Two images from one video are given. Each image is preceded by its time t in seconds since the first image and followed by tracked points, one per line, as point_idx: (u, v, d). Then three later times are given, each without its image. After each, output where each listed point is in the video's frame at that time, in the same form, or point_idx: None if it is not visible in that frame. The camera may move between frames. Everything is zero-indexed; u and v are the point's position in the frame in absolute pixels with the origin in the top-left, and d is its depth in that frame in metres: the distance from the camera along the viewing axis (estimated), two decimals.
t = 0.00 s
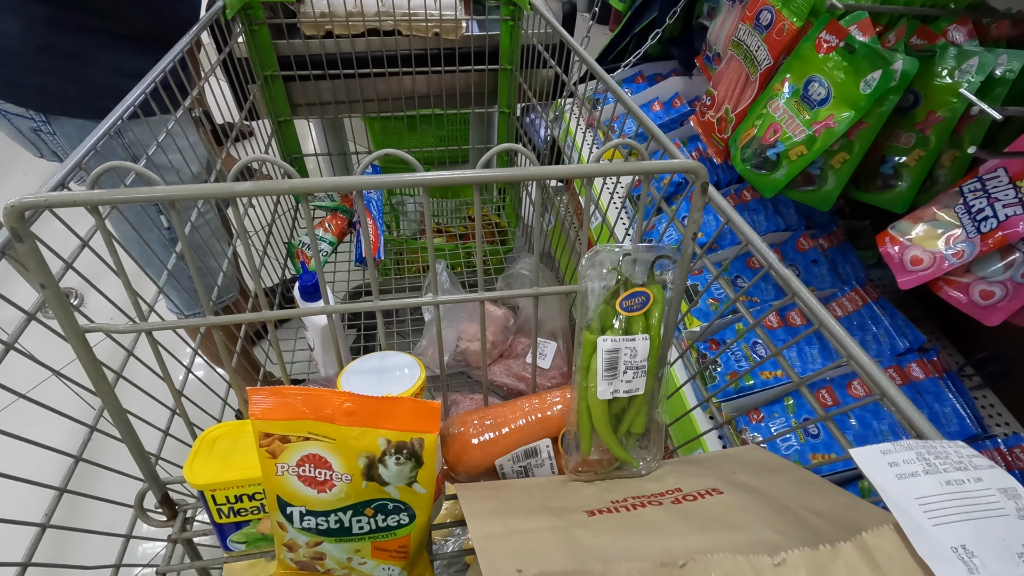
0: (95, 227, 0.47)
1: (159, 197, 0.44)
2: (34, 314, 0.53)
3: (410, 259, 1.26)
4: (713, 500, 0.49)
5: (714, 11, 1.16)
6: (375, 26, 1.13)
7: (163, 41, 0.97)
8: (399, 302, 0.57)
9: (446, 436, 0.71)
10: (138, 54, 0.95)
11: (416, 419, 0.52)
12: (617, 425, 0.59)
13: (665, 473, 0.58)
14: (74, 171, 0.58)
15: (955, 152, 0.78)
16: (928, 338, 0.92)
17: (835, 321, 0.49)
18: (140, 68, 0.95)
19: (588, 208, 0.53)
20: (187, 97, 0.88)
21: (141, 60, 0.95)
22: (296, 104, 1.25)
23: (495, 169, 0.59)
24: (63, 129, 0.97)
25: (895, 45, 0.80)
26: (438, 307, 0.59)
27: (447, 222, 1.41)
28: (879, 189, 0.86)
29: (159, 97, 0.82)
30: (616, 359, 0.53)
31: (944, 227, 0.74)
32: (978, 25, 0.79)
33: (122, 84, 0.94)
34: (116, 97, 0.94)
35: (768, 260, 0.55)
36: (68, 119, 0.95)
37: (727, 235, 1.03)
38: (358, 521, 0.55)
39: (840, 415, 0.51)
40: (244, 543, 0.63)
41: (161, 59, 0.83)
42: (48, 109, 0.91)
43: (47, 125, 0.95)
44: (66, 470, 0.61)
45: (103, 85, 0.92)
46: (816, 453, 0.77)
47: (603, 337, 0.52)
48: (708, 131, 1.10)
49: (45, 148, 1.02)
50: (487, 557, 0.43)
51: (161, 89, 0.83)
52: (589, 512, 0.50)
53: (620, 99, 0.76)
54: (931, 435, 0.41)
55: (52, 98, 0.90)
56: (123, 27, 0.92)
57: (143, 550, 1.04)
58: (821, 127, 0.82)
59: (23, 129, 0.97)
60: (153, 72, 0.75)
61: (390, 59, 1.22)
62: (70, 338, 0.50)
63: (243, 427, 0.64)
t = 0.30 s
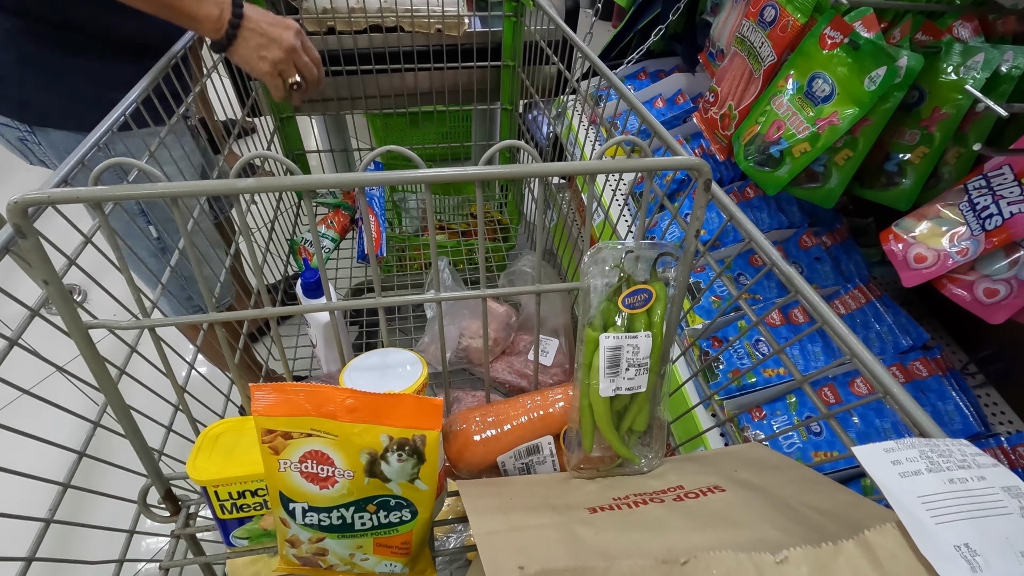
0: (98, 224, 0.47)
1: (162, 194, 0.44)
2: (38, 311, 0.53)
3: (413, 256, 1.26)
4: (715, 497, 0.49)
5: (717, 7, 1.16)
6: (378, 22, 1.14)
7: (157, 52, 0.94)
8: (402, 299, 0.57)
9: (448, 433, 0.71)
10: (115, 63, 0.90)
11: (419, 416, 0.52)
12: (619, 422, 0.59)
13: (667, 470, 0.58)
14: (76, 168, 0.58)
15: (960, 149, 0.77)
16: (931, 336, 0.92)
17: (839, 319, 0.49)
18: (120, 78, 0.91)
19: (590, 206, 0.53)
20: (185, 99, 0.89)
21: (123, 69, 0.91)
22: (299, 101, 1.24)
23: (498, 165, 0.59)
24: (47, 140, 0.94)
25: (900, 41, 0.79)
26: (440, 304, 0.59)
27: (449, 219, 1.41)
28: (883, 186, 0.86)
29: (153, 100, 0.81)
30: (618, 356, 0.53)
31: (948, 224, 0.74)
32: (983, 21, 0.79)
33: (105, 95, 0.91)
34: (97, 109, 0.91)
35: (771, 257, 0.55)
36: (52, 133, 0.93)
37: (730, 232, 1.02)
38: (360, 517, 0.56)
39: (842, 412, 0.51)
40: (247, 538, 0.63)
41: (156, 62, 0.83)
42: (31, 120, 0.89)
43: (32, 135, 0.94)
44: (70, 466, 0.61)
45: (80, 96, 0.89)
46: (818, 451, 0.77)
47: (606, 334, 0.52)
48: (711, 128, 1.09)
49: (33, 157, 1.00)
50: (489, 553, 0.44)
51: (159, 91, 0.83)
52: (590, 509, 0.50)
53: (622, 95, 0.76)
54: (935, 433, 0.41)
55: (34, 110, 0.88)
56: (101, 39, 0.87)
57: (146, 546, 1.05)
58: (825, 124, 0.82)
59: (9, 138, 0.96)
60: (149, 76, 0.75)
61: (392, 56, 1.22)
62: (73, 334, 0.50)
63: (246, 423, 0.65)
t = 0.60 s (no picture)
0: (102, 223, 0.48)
1: (165, 192, 0.45)
2: (41, 309, 0.53)
3: (414, 255, 1.27)
4: (716, 496, 0.49)
5: (719, 6, 1.16)
6: (378, 21, 1.15)
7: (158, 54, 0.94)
8: (404, 298, 0.57)
9: (449, 432, 0.71)
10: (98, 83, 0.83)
11: (420, 415, 0.52)
12: (620, 421, 0.59)
13: (668, 469, 0.58)
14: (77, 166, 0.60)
15: (962, 148, 0.77)
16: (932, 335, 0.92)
17: (840, 319, 0.49)
18: (107, 99, 0.84)
19: (591, 205, 0.53)
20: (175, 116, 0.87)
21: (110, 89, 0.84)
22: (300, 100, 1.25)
23: (499, 165, 0.59)
24: (37, 164, 0.88)
25: (901, 40, 0.79)
26: (441, 303, 0.59)
27: (450, 218, 1.42)
28: (884, 185, 0.86)
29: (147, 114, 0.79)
30: (619, 355, 0.53)
31: (950, 223, 0.74)
32: (985, 19, 0.77)
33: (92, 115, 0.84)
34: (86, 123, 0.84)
35: (772, 256, 0.55)
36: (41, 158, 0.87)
37: (731, 231, 1.02)
38: (362, 515, 0.56)
39: (843, 411, 0.51)
40: (248, 536, 0.63)
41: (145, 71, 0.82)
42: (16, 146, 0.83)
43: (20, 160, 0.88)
44: (73, 465, 0.61)
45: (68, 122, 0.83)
46: (820, 450, 0.77)
47: (607, 333, 0.52)
48: (712, 126, 1.09)
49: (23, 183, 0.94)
50: (490, 551, 0.44)
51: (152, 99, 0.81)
52: (591, 508, 0.50)
53: (624, 95, 0.76)
54: (936, 433, 0.41)
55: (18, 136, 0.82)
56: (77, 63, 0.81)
57: (148, 544, 1.05)
58: (826, 123, 0.82)
59: None
60: (132, 94, 0.73)
61: (393, 56, 1.22)
62: (76, 332, 0.51)
63: (248, 421, 0.65)
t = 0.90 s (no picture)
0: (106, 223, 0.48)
1: (167, 191, 0.45)
2: (44, 308, 0.53)
3: (415, 254, 1.27)
4: (716, 494, 0.49)
5: (720, 5, 1.16)
6: (379, 21, 1.16)
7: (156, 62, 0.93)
8: (405, 297, 0.57)
9: (450, 430, 0.71)
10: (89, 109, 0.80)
11: (421, 413, 0.53)
12: (621, 420, 0.59)
13: (669, 467, 0.58)
14: (82, 166, 0.60)
15: (963, 147, 0.77)
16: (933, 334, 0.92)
17: (840, 317, 0.49)
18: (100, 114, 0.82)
19: (592, 204, 0.53)
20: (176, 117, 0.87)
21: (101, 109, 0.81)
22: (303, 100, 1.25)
23: (500, 164, 0.59)
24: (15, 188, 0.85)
25: (902, 40, 0.79)
26: (442, 302, 0.59)
27: (451, 217, 1.42)
28: (885, 184, 0.86)
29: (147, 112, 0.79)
30: (620, 353, 0.53)
31: (950, 222, 0.74)
32: (987, 18, 0.77)
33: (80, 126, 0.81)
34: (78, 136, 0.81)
35: (772, 255, 0.55)
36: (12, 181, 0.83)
37: (732, 230, 1.02)
38: (363, 513, 0.56)
39: (843, 409, 0.51)
40: (250, 534, 0.64)
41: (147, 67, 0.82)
42: None
43: None
44: (75, 463, 0.61)
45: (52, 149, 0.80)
46: (820, 449, 0.77)
47: (607, 331, 0.52)
48: (713, 126, 1.09)
49: None
50: (492, 548, 0.44)
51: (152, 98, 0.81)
52: (592, 505, 0.50)
53: (625, 94, 0.76)
54: (936, 430, 0.41)
55: None
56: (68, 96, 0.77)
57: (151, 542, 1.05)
58: (828, 122, 0.82)
59: None
60: (132, 95, 0.72)
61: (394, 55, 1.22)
62: (78, 331, 0.51)
63: (250, 419, 0.65)
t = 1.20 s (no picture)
0: (107, 222, 0.48)
1: (166, 190, 0.45)
2: (45, 307, 0.53)
3: (416, 254, 1.27)
4: (718, 494, 0.49)
5: (721, 4, 1.15)
6: (380, 20, 1.16)
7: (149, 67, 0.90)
8: (407, 297, 0.57)
9: (451, 429, 0.71)
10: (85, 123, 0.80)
11: (422, 413, 0.52)
12: (622, 419, 0.59)
13: (670, 467, 0.58)
14: (82, 165, 0.60)
15: (965, 147, 0.77)
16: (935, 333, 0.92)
17: (842, 316, 0.49)
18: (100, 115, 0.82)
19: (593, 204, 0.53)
20: (177, 116, 0.86)
21: (97, 118, 0.81)
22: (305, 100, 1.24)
23: (501, 164, 0.58)
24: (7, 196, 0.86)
25: (904, 38, 0.79)
26: (444, 302, 0.59)
27: (452, 217, 1.42)
28: (886, 184, 0.86)
29: (144, 114, 0.78)
30: (620, 353, 0.53)
31: (952, 221, 0.74)
32: (988, 17, 0.78)
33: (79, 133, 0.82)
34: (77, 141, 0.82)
35: (774, 255, 0.55)
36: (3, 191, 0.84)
37: (733, 229, 1.02)
38: (364, 513, 0.56)
39: (845, 409, 0.51)
40: (251, 533, 0.64)
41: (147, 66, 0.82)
42: None
43: None
44: (76, 462, 0.61)
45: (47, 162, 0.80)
46: (821, 448, 0.77)
47: (608, 331, 0.52)
48: (714, 125, 1.09)
49: None
50: (493, 548, 0.44)
51: (154, 97, 0.80)
52: (593, 505, 0.50)
53: (627, 94, 0.76)
54: (938, 430, 0.41)
55: None
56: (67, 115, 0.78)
57: (152, 541, 1.06)
58: (829, 121, 0.82)
59: None
60: (131, 97, 0.72)
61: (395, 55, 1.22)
62: (80, 330, 0.51)
63: (251, 418, 0.65)
